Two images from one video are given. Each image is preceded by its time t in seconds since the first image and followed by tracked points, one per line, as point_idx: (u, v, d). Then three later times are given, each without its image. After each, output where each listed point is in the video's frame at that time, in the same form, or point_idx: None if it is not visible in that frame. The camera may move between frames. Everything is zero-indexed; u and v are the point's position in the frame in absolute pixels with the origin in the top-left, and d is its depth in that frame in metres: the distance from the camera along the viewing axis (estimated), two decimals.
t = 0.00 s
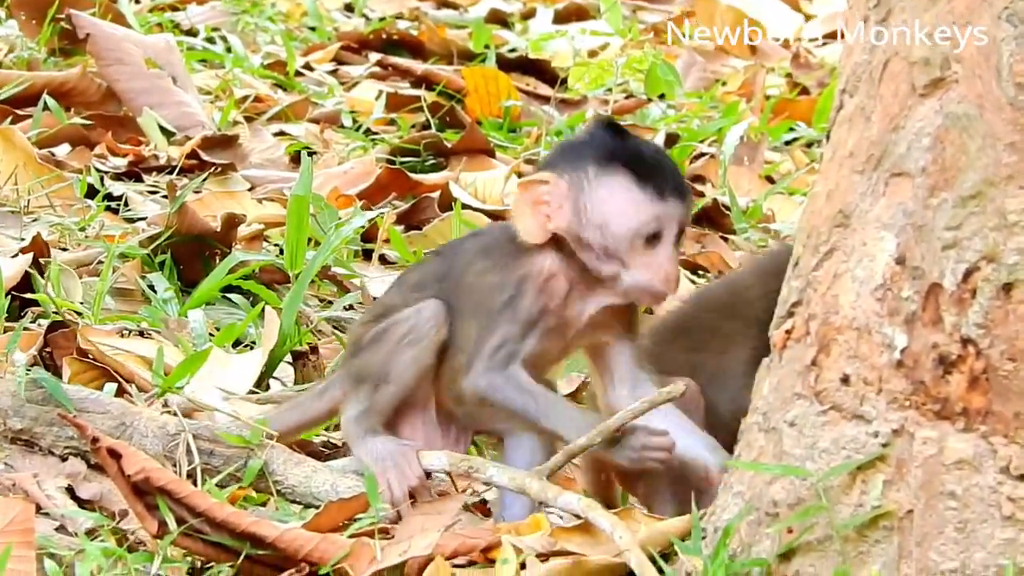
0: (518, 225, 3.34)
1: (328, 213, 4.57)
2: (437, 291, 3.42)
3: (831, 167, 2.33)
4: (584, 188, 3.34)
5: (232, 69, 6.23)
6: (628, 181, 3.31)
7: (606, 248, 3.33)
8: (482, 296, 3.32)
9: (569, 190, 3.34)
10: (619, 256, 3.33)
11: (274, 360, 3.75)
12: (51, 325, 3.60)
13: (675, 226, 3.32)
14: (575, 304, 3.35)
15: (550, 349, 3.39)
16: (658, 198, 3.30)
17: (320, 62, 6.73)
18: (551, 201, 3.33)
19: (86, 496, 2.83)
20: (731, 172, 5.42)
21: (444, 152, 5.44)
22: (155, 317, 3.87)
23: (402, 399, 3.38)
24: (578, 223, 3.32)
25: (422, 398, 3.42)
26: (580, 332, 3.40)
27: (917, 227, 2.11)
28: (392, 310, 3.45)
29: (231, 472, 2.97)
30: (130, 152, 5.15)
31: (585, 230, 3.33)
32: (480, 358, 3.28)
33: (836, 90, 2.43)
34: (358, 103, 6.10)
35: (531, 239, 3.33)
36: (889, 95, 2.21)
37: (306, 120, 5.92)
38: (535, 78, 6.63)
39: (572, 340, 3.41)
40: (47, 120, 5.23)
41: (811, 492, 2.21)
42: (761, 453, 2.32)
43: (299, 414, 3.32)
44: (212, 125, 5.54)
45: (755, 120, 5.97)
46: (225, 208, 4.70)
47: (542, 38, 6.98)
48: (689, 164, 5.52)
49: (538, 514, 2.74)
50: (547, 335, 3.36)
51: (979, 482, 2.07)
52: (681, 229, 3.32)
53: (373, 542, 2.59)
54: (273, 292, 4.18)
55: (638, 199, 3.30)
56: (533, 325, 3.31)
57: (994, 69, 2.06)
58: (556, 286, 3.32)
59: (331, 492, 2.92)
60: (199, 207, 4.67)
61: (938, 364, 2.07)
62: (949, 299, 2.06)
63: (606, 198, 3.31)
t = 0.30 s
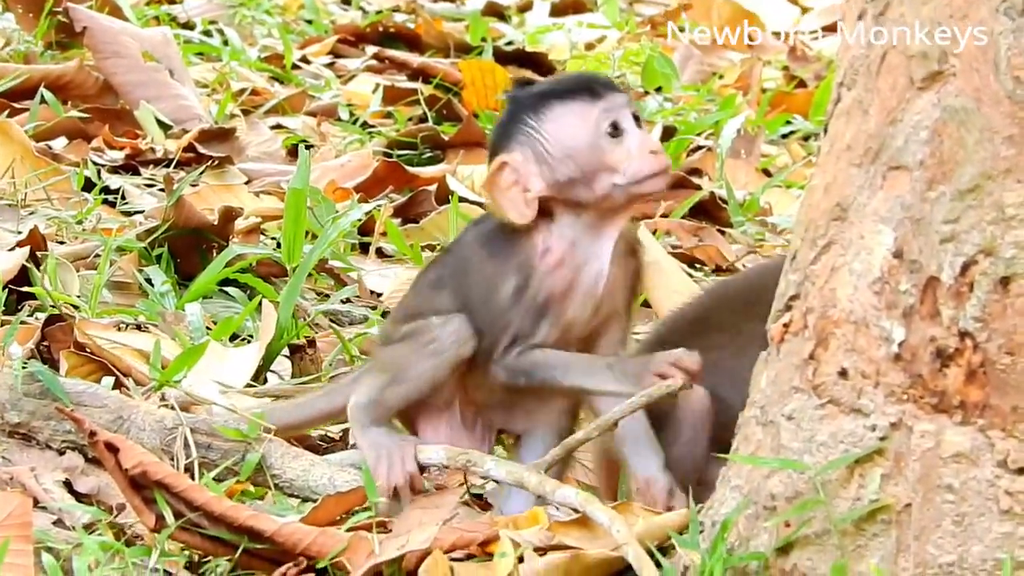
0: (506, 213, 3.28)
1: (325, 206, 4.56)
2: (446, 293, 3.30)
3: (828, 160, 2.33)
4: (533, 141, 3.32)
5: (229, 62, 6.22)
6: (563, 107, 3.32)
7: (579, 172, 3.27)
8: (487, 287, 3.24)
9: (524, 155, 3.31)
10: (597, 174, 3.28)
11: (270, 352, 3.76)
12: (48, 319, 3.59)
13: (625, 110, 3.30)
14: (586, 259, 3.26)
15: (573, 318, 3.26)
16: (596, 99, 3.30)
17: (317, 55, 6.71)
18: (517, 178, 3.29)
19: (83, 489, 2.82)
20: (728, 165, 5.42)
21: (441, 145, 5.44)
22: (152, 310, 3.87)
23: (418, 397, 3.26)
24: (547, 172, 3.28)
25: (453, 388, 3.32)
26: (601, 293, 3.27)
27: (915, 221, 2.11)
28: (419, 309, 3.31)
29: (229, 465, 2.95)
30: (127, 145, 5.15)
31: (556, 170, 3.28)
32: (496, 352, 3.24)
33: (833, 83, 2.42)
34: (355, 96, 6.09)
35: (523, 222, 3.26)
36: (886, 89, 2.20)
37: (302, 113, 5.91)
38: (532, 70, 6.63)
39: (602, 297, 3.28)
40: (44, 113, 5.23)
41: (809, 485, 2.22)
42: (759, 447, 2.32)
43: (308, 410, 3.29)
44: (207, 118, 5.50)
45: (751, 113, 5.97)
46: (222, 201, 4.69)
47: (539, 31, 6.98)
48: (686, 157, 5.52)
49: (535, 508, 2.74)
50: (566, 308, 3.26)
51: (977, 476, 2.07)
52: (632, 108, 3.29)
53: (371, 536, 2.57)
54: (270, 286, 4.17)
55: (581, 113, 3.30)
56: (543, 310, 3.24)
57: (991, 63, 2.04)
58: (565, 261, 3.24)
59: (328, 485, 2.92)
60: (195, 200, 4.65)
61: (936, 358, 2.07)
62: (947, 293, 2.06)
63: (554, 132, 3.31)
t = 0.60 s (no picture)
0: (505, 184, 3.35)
1: (320, 206, 4.58)
2: (438, 290, 3.34)
3: (824, 159, 2.32)
4: (537, 108, 3.41)
5: (225, 60, 6.22)
6: (571, 78, 3.43)
7: (582, 140, 3.38)
8: (481, 274, 3.29)
9: (529, 123, 3.39)
10: (597, 149, 3.38)
11: (267, 352, 3.76)
12: (45, 318, 3.59)
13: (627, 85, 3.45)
14: (577, 235, 3.35)
15: (566, 298, 3.34)
16: (603, 74, 3.43)
17: (313, 53, 6.71)
18: (517, 146, 3.36)
19: (80, 488, 2.82)
20: (724, 163, 5.43)
21: (436, 145, 5.44)
22: (148, 310, 3.87)
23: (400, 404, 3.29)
24: (550, 140, 3.37)
25: (440, 383, 3.35)
26: (591, 269, 3.35)
27: (911, 220, 2.12)
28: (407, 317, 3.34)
29: (225, 464, 2.95)
30: (123, 144, 5.14)
31: (560, 137, 3.38)
32: (488, 338, 3.27)
33: (829, 82, 2.41)
34: (351, 95, 6.09)
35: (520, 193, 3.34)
36: (882, 88, 2.20)
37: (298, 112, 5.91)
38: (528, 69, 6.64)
39: (592, 275, 3.37)
40: (40, 112, 5.23)
41: (806, 484, 2.22)
42: (755, 446, 2.32)
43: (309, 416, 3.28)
44: (204, 117, 5.51)
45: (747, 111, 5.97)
46: (218, 200, 4.68)
47: (534, 29, 6.98)
48: (681, 155, 5.52)
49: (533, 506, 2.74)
50: (559, 290, 3.33)
51: (973, 474, 2.08)
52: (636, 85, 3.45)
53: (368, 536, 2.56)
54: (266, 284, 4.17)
55: (587, 83, 3.42)
56: (536, 298, 3.29)
57: (987, 63, 2.05)
58: (558, 242, 3.31)
59: (325, 484, 2.92)
60: (191, 199, 4.64)
61: (933, 357, 2.08)
62: (943, 291, 2.07)
63: (560, 100, 3.40)
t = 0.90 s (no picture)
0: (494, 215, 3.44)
1: (312, 205, 4.56)
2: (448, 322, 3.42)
3: (816, 158, 2.33)
4: (524, 146, 3.50)
5: (215, 59, 6.21)
6: (551, 113, 3.53)
7: (563, 171, 3.44)
8: (491, 307, 3.38)
9: (517, 160, 3.48)
10: (581, 171, 3.44)
11: (259, 352, 3.74)
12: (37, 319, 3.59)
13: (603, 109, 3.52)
14: (588, 274, 3.41)
15: (572, 336, 3.41)
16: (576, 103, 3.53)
17: (304, 53, 6.70)
18: (512, 186, 3.44)
19: (72, 488, 2.81)
20: (715, 162, 5.43)
21: (428, 144, 5.42)
22: (139, 309, 3.86)
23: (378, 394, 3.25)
24: (537, 174, 3.45)
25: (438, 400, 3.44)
26: (603, 311, 3.40)
27: (903, 219, 2.12)
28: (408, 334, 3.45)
29: (217, 464, 2.95)
30: (114, 143, 5.13)
31: (544, 172, 3.45)
32: (491, 369, 3.35)
33: (821, 81, 2.42)
34: (342, 94, 6.09)
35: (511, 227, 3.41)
36: (874, 87, 2.20)
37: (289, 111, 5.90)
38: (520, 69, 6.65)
39: (603, 320, 3.41)
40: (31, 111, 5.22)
41: (798, 483, 2.22)
42: (747, 445, 2.33)
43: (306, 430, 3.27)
44: (196, 117, 5.52)
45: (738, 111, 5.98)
46: (209, 199, 4.68)
47: (526, 28, 6.98)
48: (672, 154, 5.53)
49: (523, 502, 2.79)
50: (567, 325, 3.40)
51: (965, 473, 2.08)
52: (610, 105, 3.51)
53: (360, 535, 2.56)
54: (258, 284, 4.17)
55: (565, 117, 3.52)
56: (542, 329, 3.37)
57: (979, 62, 2.05)
58: (568, 276, 3.39)
59: (316, 484, 2.93)
60: (182, 199, 4.65)
61: (925, 356, 2.08)
62: (935, 290, 2.07)
63: (544, 135, 3.50)
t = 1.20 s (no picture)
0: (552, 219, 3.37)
1: (301, 203, 4.57)
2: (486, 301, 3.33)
3: (805, 157, 2.33)
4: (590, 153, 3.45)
5: (204, 58, 6.20)
6: (623, 124, 3.46)
7: (621, 181, 3.36)
8: (530, 290, 3.30)
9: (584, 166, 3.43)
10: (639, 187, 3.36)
11: (253, 360, 3.74)
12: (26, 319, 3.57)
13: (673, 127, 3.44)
14: (634, 284, 3.28)
15: (601, 340, 3.28)
16: (641, 112, 3.46)
17: (293, 51, 6.70)
18: (572, 189, 3.39)
19: (62, 487, 2.81)
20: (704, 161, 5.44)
21: (417, 142, 5.42)
22: (129, 309, 3.86)
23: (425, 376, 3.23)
24: (596, 183, 3.38)
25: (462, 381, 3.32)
26: (642, 322, 3.27)
27: (892, 218, 2.13)
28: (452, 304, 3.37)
29: (206, 463, 2.94)
30: (103, 142, 5.12)
31: (602, 180, 3.38)
32: (512, 352, 3.27)
33: (810, 80, 2.42)
34: (330, 93, 6.08)
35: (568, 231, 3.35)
36: (863, 86, 2.21)
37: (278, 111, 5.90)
38: (508, 68, 6.66)
39: (636, 334, 3.27)
40: (19, 110, 5.20)
41: (787, 482, 2.22)
42: (736, 444, 2.33)
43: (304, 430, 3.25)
44: (184, 115, 5.51)
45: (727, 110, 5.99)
46: (199, 198, 4.67)
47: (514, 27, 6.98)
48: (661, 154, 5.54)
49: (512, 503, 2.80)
50: (599, 328, 3.27)
51: (954, 472, 2.09)
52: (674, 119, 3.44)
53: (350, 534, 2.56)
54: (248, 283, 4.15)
55: (629, 126, 3.45)
56: (572, 326, 3.26)
57: (968, 61, 2.06)
58: (611, 282, 3.27)
59: (306, 482, 2.93)
60: (172, 198, 4.64)
61: (914, 355, 2.09)
62: (924, 289, 2.08)
63: (611, 145, 3.43)
